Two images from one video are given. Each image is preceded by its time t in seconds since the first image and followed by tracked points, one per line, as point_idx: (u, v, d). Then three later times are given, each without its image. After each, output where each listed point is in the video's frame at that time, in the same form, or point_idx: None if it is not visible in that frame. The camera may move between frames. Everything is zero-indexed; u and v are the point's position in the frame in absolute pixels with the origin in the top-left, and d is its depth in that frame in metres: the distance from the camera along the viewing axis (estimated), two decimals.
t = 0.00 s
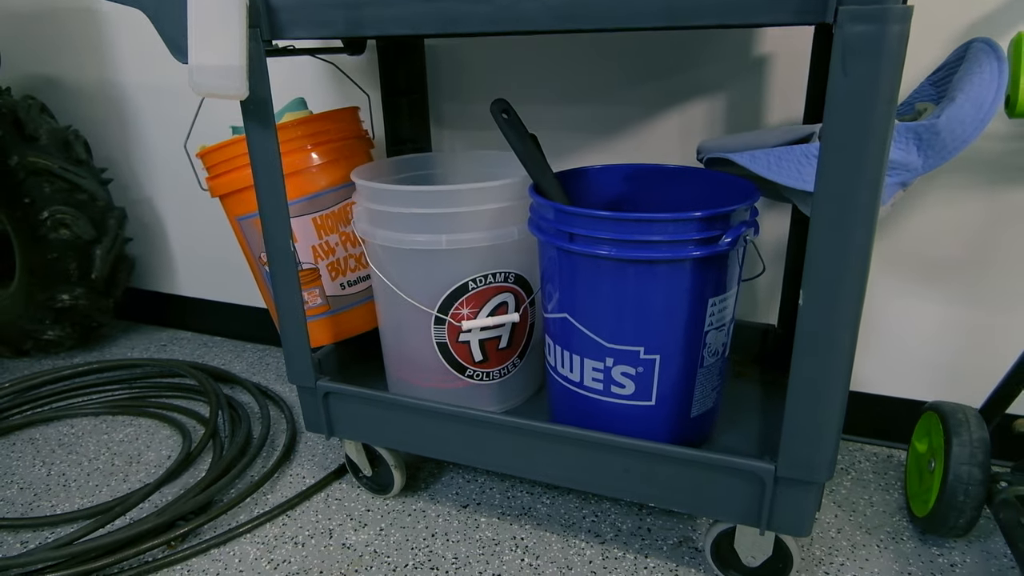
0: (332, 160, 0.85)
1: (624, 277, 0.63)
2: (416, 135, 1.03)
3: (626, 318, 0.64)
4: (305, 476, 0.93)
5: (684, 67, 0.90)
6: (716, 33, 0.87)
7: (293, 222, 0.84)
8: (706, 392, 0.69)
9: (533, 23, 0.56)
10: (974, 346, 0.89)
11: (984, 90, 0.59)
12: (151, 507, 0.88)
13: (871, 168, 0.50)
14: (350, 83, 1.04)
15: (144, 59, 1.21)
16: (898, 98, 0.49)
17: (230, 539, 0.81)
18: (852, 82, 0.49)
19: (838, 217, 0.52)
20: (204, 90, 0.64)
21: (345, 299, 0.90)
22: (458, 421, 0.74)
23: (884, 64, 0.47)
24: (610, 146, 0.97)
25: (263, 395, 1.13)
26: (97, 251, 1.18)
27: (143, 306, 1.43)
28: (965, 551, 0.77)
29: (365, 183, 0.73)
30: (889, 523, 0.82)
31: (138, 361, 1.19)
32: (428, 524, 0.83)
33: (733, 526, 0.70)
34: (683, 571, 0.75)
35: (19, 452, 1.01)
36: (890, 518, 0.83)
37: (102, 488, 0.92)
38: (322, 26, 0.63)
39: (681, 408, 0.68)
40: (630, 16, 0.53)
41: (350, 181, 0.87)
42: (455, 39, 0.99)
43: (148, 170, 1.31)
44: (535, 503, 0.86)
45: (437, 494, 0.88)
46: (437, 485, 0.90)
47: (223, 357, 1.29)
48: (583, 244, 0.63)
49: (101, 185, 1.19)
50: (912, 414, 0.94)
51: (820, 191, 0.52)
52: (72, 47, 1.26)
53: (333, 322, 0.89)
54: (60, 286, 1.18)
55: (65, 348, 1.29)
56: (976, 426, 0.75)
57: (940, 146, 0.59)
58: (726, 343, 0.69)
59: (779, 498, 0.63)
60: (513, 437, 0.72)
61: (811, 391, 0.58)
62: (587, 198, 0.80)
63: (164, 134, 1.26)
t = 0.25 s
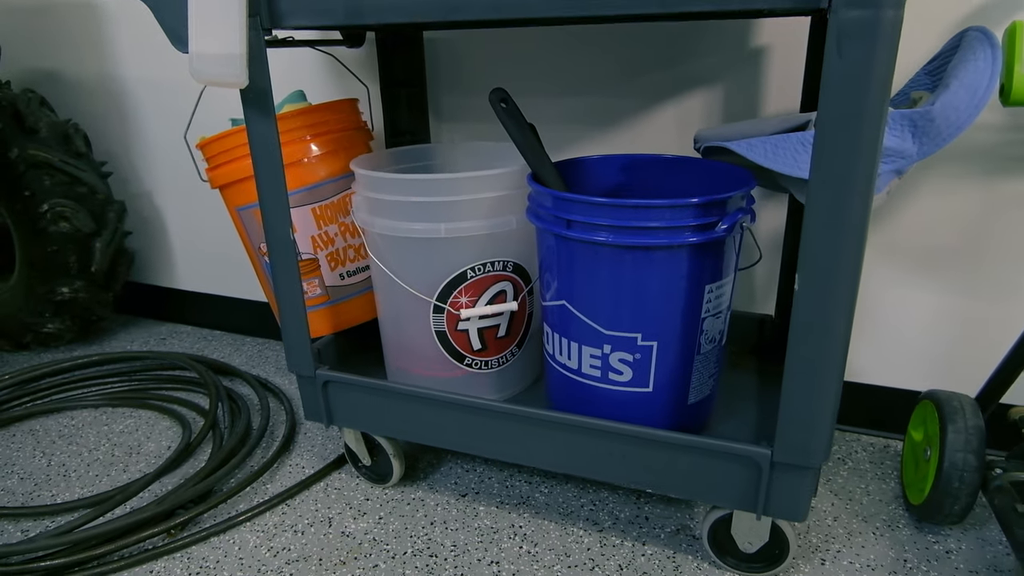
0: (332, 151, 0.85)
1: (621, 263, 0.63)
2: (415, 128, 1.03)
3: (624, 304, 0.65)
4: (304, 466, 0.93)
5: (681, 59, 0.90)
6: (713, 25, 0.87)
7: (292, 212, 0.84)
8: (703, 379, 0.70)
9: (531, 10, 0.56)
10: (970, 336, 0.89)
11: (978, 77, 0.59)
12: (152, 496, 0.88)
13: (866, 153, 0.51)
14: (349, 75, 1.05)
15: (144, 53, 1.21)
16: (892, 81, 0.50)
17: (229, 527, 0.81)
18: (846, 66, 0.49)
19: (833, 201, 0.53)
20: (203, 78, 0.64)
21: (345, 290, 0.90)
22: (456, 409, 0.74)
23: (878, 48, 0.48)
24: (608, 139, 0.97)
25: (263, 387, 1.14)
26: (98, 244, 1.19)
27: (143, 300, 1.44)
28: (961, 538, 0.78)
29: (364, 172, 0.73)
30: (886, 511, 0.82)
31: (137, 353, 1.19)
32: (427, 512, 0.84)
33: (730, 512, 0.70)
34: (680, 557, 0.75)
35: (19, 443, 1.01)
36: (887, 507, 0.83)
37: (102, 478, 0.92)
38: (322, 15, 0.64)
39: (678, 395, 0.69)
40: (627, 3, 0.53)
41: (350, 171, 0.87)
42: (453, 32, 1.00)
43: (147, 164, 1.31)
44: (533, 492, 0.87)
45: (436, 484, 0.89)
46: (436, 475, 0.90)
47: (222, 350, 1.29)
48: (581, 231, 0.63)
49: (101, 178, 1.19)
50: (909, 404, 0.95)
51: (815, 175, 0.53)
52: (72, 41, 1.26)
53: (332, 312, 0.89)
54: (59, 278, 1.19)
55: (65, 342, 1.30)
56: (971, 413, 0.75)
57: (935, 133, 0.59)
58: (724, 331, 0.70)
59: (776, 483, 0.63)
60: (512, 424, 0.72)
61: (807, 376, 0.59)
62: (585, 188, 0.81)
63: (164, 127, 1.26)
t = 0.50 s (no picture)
0: (332, 142, 0.86)
1: (620, 250, 0.63)
2: (414, 120, 1.04)
3: (622, 291, 0.65)
4: (304, 456, 0.94)
5: (679, 51, 0.90)
6: (711, 17, 0.87)
7: (292, 202, 0.84)
8: (701, 366, 0.70)
9: None
10: (966, 327, 0.90)
11: (974, 64, 0.60)
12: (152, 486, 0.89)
13: (862, 137, 0.51)
14: (349, 68, 1.05)
15: (143, 47, 1.22)
16: (887, 66, 0.50)
17: (229, 516, 0.81)
18: (843, 51, 0.49)
19: (829, 185, 0.53)
20: (202, 66, 0.65)
21: (345, 280, 0.91)
22: (456, 397, 0.75)
23: (874, 32, 0.48)
24: (607, 130, 0.97)
25: (263, 380, 1.14)
26: (98, 237, 1.19)
27: (143, 294, 1.44)
28: (957, 526, 0.78)
29: (364, 161, 0.73)
30: (883, 500, 0.83)
31: (137, 346, 1.20)
32: (427, 502, 0.84)
33: (728, 499, 0.71)
34: (678, 545, 0.76)
35: (20, 435, 1.01)
36: (884, 495, 0.84)
37: (103, 468, 0.92)
38: (322, 3, 0.64)
39: (676, 382, 0.69)
40: None
41: (350, 162, 0.88)
42: (453, 24, 1.00)
43: (147, 158, 1.31)
44: (532, 481, 0.87)
45: (435, 473, 0.89)
46: (435, 465, 0.91)
47: (222, 344, 1.29)
48: (580, 218, 0.64)
49: (101, 172, 1.20)
50: (906, 394, 0.95)
51: (812, 160, 0.53)
52: (72, 35, 1.26)
53: (332, 303, 0.89)
54: (60, 271, 1.19)
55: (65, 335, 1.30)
56: (967, 401, 0.76)
57: (931, 120, 0.60)
58: (722, 319, 0.70)
59: (773, 469, 0.64)
60: (511, 411, 0.72)
61: (804, 361, 0.59)
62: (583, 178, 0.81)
63: (164, 121, 1.26)
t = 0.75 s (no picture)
0: (332, 134, 0.86)
1: (618, 237, 0.64)
2: (414, 113, 1.04)
3: (620, 279, 0.66)
4: (305, 447, 0.94)
5: (677, 44, 0.91)
6: (708, 9, 0.88)
7: (293, 194, 0.85)
8: (699, 354, 0.71)
9: None
10: (962, 318, 0.90)
11: (969, 53, 0.60)
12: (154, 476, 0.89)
13: (857, 123, 0.52)
14: (348, 62, 1.05)
15: (144, 41, 1.22)
16: (882, 53, 0.51)
17: (230, 505, 0.82)
18: (837, 38, 0.50)
19: (825, 171, 0.54)
20: (204, 57, 0.65)
21: (345, 272, 0.91)
22: (456, 386, 0.75)
23: (869, 19, 0.49)
24: (605, 123, 0.98)
25: (264, 372, 1.14)
26: (99, 231, 1.20)
27: (143, 289, 1.45)
28: (953, 513, 0.79)
29: (364, 151, 0.74)
30: (879, 488, 0.83)
31: (138, 340, 1.20)
32: (427, 491, 0.84)
33: (726, 485, 0.71)
34: (676, 532, 0.76)
35: (22, 427, 1.02)
36: (880, 484, 0.84)
37: (105, 459, 0.93)
38: None
39: (674, 370, 0.70)
40: None
41: (350, 154, 0.88)
42: (452, 18, 1.00)
43: (148, 152, 1.32)
44: (531, 471, 0.88)
45: (435, 463, 0.90)
46: (435, 455, 0.91)
47: (223, 337, 1.30)
48: (578, 206, 0.64)
49: (101, 166, 1.20)
50: (902, 384, 0.96)
51: (808, 146, 0.54)
52: (73, 30, 1.27)
53: (332, 294, 0.90)
54: (61, 265, 1.20)
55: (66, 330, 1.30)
56: (963, 389, 0.76)
57: (925, 108, 0.60)
58: (719, 307, 0.71)
59: (770, 454, 0.64)
60: (510, 399, 0.73)
61: (800, 346, 0.60)
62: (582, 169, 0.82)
63: (164, 116, 1.27)
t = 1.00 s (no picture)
0: (333, 126, 0.87)
1: (617, 226, 0.65)
2: (414, 107, 1.05)
3: (619, 267, 0.66)
4: (307, 437, 0.95)
5: (675, 37, 0.92)
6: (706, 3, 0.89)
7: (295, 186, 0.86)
8: (697, 342, 0.72)
9: None
10: (958, 308, 0.91)
11: (963, 43, 0.61)
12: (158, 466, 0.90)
13: (851, 110, 0.53)
14: (349, 56, 1.06)
15: (146, 37, 1.23)
16: (875, 40, 0.51)
17: (233, 494, 0.83)
18: (831, 25, 0.51)
19: (820, 157, 0.55)
20: (207, 48, 0.66)
21: (346, 264, 0.92)
22: (456, 374, 0.76)
23: (862, 7, 0.50)
24: (604, 116, 0.99)
25: (265, 365, 1.15)
26: (101, 225, 1.20)
27: (145, 284, 1.45)
28: (948, 500, 0.80)
29: (365, 142, 0.75)
30: (876, 476, 0.84)
31: (140, 333, 1.21)
32: (428, 479, 0.85)
33: (724, 472, 0.72)
34: (675, 519, 0.77)
35: (26, 419, 1.03)
36: (877, 472, 0.85)
37: (108, 450, 0.94)
38: None
39: (673, 357, 0.70)
40: None
41: (351, 146, 0.89)
42: (451, 12, 1.01)
43: (149, 148, 1.32)
44: (532, 460, 0.88)
45: (436, 453, 0.90)
46: (436, 445, 0.92)
47: (224, 332, 1.31)
48: (577, 195, 0.65)
49: (103, 161, 1.21)
50: (898, 375, 0.97)
51: (803, 133, 0.55)
52: (75, 26, 1.28)
53: (334, 286, 0.91)
54: (63, 259, 1.20)
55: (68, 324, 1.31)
56: (957, 376, 0.77)
57: (919, 97, 0.61)
58: (717, 295, 0.72)
59: (767, 439, 0.65)
60: (510, 388, 0.74)
61: (796, 332, 0.61)
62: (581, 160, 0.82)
63: (166, 111, 1.27)
